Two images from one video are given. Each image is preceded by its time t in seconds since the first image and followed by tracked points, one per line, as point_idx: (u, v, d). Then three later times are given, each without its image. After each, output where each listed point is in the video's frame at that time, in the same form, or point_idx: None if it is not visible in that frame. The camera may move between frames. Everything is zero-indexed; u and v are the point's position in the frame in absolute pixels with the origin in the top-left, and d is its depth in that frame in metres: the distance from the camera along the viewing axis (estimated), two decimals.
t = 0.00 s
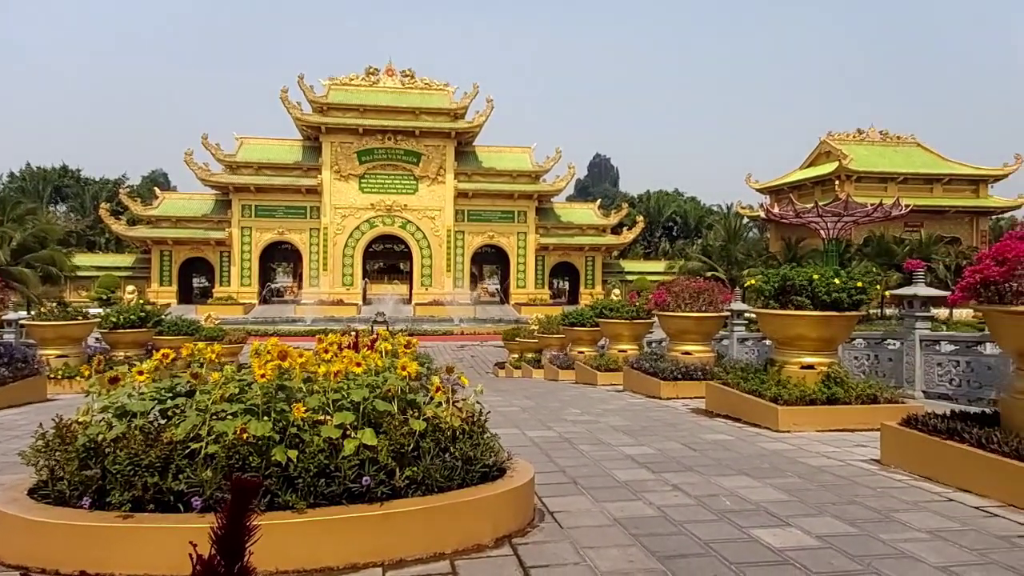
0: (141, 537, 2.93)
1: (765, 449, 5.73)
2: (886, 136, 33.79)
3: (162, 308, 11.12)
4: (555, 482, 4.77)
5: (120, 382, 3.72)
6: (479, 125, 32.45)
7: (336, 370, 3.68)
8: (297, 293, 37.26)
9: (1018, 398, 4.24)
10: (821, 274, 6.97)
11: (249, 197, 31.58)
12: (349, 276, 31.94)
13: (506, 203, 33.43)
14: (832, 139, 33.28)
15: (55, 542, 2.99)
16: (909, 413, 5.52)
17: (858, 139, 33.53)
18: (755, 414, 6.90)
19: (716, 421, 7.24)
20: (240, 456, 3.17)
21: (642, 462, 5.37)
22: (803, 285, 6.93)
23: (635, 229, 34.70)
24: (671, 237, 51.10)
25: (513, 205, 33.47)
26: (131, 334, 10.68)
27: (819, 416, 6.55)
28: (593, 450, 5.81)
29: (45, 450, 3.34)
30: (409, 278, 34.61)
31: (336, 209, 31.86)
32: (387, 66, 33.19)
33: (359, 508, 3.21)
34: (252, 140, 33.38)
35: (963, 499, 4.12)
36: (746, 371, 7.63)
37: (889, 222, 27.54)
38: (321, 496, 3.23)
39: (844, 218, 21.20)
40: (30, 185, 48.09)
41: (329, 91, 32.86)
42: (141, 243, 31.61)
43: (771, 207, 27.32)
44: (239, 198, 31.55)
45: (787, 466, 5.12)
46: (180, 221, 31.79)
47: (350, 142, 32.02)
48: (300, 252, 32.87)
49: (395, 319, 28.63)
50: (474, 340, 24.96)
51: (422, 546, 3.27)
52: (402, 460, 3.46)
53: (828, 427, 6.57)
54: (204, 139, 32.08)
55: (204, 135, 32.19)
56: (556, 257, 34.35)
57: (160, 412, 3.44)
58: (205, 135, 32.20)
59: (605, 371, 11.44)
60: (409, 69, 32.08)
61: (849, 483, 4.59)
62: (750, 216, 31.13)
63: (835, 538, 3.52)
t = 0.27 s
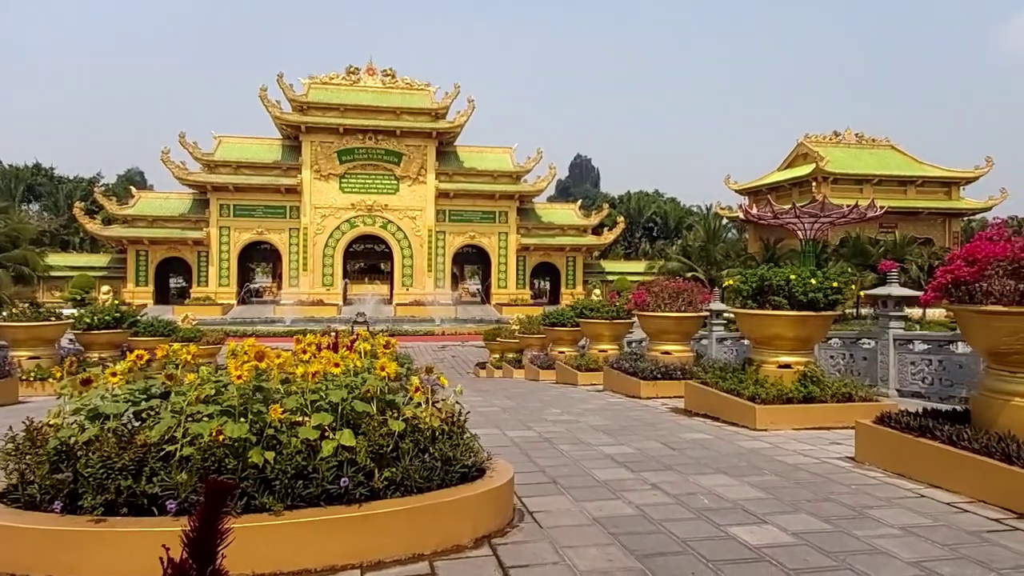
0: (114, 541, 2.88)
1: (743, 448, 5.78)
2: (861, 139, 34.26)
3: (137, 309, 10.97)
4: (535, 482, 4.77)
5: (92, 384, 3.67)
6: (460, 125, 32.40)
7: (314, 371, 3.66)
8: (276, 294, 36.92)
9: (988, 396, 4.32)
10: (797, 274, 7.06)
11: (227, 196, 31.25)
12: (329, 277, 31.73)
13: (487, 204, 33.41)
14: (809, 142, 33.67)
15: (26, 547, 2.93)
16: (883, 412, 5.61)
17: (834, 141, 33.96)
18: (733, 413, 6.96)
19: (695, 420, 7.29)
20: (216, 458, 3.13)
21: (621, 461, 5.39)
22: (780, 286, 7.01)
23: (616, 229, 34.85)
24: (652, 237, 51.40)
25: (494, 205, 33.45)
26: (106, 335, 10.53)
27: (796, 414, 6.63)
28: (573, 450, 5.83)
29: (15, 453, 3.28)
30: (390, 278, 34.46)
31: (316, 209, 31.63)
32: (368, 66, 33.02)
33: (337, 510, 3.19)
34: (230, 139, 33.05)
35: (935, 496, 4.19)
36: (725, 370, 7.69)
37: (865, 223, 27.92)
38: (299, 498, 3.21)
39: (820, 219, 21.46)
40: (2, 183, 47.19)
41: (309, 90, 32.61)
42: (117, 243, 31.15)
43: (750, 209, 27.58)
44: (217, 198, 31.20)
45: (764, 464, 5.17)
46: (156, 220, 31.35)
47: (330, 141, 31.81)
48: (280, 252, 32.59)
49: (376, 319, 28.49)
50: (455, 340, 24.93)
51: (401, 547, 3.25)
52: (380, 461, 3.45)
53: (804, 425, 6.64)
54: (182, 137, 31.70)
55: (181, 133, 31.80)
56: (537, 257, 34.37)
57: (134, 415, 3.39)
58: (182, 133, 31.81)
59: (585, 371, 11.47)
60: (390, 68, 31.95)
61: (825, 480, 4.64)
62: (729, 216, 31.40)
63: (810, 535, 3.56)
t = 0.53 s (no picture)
0: (83, 546, 2.84)
1: (720, 446, 5.83)
2: (836, 140, 34.72)
3: (111, 310, 10.81)
4: (514, 482, 4.78)
5: (62, 386, 3.61)
6: (440, 124, 32.32)
7: (291, 371, 3.63)
8: (254, 294, 36.55)
9: (956, 393, 4.42)
10: (773, 274, 7.14)
11: (204, 195, 30.87)
12: (308, 276, 31.49)
13: (467, 204, 33.35)
14: (786, 143, 34.05)
15: None
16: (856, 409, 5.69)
17: (809, 143, 34.38)
18: (710, 412, 7.01)
19: (673, 419, 7.34)
20: (190, 461, 3.09)
21: (600, 461, 5.41)
22: (756, 285, 7.09)
23: (595, 229, 34.98)
24: (631, 237, 51.68)
25: (474, 205, 33.40)
26: (78, 336, 10.37)
27: (772, 412, 6.69)
28: (551, 450, 5.84)
29: None
30: (370, 278, 34.29)
31: (294, 209, 31.37)
32: (347, 64, 32.81)
33: (313, 512, 3.16)
34: (207, 137, 32.66)
35: (907, 492, 4.26)
36: (702, 369, 7.75)
37: (840, 224, 28.29)
38: (275, 500, 3.18)
39: (796, 220, 21.71)
40: None
41: (288, 89, 32.32)
42: (90, 242, 30.63)
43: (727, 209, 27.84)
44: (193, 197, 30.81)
45: (741, 462, 5.21)
46: (130, 219, 30.88)
47: (308, 140, 31.56)
48: (257, 251, 32.27)
49: (355, 320, 28.32)
50: (435, 340, 24.88)
51: (379, 548, 3.24)
52: (358, 462, 3.42)
53: (780, 423, 6.71)
54: (157, 136, 31.27)
55: (156, 131, 31.36)
56: (517, 257, 34.37)
57: (105, 416, 3.34)
58: (157, 131, 31.37)
59: (565, 370, 11.49)
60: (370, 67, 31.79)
61: (800, 477, 4.70)
62: (706, 217, 31.66)
63: (785, 531, 3.60)
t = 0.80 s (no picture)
0: (53, 551, 2.79)
1: (698, 445, 5.87)
2: (812, 143, 35.14)
3: (85, 311, 10.65)
4: (493, 482, 4.77)
5: (33, 389, 3.54)
6: (421, 125, 32.22)
7: (268, 372, 3.60)
8: (231, 295, 36.17)
9: (927, 391, 4.49)
10: (751, 274, 7.21)
11: (180, 195, 30.49)
12: (287, 277, 31.23)
13: (448, 204, 33.27)
14: (764, 145, 34.41)
15: None
16: (831, 408, 5.77)
17: (786, 145, 34.78)
18: (689, 411, 7.06)
19: (652, 419, 7.38)
20: (164, 465, 3.05)
21: (579, 460, 5.42)
22: (734, 285, 7.16)
23: (575, 230, 35.08)
24: (611, 238, 51.90)
25: (454, 206, 33.33)
26: (50, 338, 10.25)
27: (749, 412, 6.75)
28: (531, 450, 5.84)
29: None
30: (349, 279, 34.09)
31: (273, 209, 31.10)
32: (326, 63, 32.60)
33: (291, 515, 3.13)
34: (183, 136, 32.27)
35: (880, 489, 4.32)
36: (681, 369, 7.81)
37: (816, 225, 28.65)
38: (251, 503, 3.14)
39: (774, 221, 21.95)
40: None
41: (266, 87, 32.03)
42: (63, 242, 30.12)
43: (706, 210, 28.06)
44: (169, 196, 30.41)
45: (718, 461, 5.26)
46: (104, 219, 30.39)
47: (287, 139, 31.29)
48: (235, 252, 31.94)
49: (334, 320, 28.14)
50: (415, 341, 24.80)
51: (357, 550, 3.22)
52: (336, 464, 3.40)
53: (757, 422, 6.77)
54: (132, 134, 30.85)
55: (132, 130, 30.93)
56: (498, 258, 34.36)
57: (77, 419, 3.29)
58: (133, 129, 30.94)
59: (545, 371, 11.51)
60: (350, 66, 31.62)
61: (776, 476, 4.75)
62: (685, 218, 31.89)
63: (761, 529, 3.64)
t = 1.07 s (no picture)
0: (22, 557, 2.73)
1: (677, 444, 5.91)
2: (789, 145, 35.55)
3: (57, 312, 10.45)
4: (473, 483, 4.77)
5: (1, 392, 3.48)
6: (401, 124, 32.11)
7: (243, 374, 3.56)
8: (208, 295, 35.76)
9: (899, 389, 4.57)
10: (728, 274, 7.28)
11: (156, 194, 30.08)
12: (265, 277, 30.94)
13: (428, 204, 33.17)
14: (741, 146, 34.75)
15: None
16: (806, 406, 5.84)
17: (763, 146, 35.15)
18: (668, 410, 7.10)
19: (631, 418, 7.42)
20: (137, 468, 3.01)
21: (558, 460, 5.44)
22: (712, 286, 7.23)
23: (556, 230, 35.15)
24: (591, 238, 52.07)
25: (435, 206, 33.24)
26: (21, 339, 9.97)
27: (727, 411, 6.82)
28: (511, 450, 5.85)
29: None
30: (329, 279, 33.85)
31: (251, 208, 30.81)
32: (305, 62, 32.36)
33: (267, 518, 3.10)
34: (159, 134, 31.86)
35: (853, 486, 4.38)
36: (660, 368, 7.86)
37: (792, 225, 28.98)
38: (227, 506, 3.11)
39: (751, 222, 22.21)
40: None
41: (244, 86, 31.72)
42: (34, 242, 29.58)
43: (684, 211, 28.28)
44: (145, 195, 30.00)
45: (696, 459, 5.30)
46: (77, 218, 29.89)
47: (265, 138, 31.01)
48: (212, 252, 31.58)
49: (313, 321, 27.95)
50: (395, 341, 24.70)
51: (336, 552, 3.20)
52: (313, 466, 3.37)
53: (735, 421, 6.84)
54: (106, 132, 30.39)
55: (106, 128, 30.47)
56: (478, 258, 34.30)
57: (47, 423, 3.23)
58: (107, 128, 30.48)
59: (525, 371, 11.52)
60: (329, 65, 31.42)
61: (753, 474, 4.80)
62: (664, 219, 32.11)
63: (738, 527, 3.67)
